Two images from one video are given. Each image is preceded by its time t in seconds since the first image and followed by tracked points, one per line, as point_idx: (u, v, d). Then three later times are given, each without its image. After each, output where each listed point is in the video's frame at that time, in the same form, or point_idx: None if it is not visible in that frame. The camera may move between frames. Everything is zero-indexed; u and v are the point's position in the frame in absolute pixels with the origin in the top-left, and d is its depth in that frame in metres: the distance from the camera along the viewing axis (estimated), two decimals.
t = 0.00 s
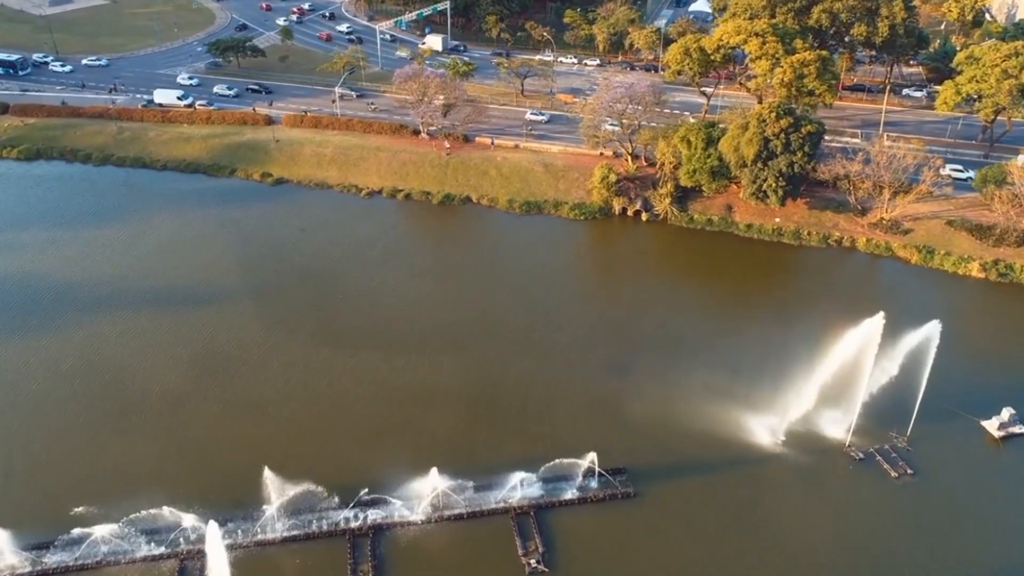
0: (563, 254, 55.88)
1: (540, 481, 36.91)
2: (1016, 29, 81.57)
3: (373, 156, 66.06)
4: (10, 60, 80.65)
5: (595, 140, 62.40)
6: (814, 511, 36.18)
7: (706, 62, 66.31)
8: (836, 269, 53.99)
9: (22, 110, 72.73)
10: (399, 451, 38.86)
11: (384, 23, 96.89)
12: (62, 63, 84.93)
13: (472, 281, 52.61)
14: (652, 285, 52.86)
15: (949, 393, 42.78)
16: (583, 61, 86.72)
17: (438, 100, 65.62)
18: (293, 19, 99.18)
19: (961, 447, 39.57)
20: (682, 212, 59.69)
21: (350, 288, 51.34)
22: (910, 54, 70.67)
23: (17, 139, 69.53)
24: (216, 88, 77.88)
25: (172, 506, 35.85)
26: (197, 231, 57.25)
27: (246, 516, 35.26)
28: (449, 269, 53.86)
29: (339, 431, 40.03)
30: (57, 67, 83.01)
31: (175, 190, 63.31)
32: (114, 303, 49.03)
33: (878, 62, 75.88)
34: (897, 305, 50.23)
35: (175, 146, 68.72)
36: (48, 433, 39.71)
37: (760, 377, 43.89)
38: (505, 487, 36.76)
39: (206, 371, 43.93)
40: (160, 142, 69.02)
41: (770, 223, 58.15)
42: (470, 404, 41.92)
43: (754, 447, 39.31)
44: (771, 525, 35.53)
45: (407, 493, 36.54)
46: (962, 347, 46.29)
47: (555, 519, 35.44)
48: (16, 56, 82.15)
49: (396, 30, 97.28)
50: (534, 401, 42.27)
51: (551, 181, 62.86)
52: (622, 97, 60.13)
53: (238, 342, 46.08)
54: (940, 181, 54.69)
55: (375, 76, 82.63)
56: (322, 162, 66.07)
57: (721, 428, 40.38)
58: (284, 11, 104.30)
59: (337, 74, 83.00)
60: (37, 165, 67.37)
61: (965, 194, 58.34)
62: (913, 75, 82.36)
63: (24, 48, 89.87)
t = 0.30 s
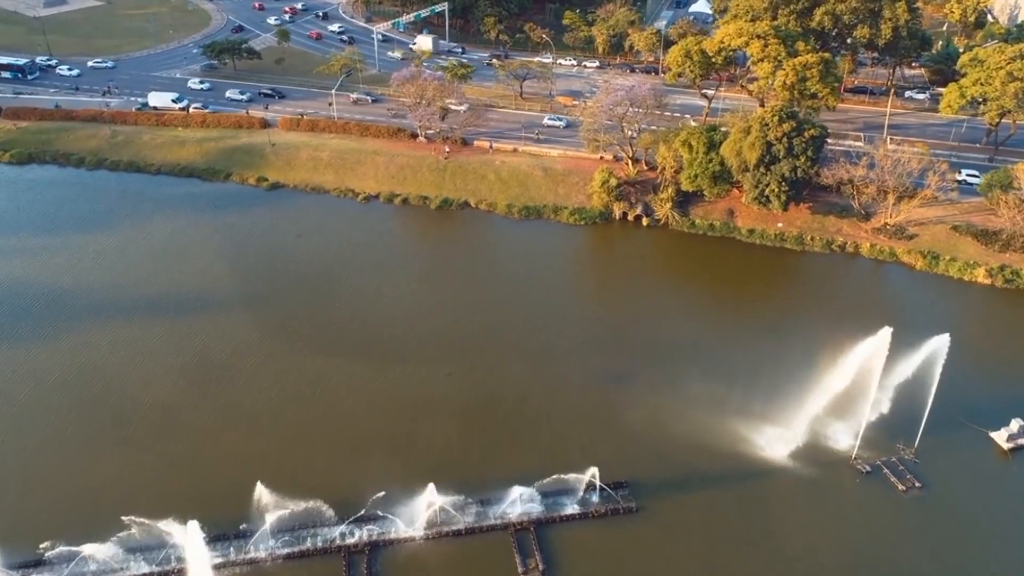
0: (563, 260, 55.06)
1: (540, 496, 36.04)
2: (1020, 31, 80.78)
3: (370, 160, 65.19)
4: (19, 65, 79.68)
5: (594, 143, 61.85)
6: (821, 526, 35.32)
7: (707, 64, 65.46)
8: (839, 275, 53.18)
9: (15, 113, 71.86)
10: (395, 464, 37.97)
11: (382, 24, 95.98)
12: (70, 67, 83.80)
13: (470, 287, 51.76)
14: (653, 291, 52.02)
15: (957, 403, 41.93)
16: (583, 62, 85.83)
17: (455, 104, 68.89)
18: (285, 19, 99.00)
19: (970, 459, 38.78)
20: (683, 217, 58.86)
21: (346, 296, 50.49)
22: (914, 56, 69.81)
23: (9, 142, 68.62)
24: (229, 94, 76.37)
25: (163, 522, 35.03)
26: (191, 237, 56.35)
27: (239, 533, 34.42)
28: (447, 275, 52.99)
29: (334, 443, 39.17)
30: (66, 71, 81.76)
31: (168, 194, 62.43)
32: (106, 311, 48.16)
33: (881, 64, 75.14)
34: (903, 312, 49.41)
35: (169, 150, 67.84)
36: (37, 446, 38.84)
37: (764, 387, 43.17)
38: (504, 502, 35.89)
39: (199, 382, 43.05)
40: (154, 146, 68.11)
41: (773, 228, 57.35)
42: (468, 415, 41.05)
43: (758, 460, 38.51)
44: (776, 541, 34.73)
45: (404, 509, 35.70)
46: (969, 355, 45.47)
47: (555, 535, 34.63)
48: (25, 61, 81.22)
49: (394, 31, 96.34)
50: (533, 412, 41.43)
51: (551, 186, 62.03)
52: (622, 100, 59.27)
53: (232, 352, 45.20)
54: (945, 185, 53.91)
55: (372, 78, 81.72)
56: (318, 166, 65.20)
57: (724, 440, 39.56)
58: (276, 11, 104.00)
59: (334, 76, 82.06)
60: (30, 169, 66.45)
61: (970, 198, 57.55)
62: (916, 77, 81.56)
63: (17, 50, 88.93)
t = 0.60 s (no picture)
0: (563, 268, 54.22)
1: (540, 514, 35.19)
2: None
3: (368, 165, 64.33)
4: (29, 70, 78.37)
5: (595, 148, 61.05)
6: (828, 543, 34.49)
7: (709, 67, 64.59)
8: (844, 283, 52.37)
9: (9, 118, 71.03)
10: (392, 479, 37.08)
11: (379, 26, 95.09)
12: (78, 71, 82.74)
13: (469, 296, 50.91)
14: (654, 300, 51.17)
15: (966, 415, 41.02)
16: (583, 65, 84.95)
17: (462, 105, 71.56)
18: (277, 18, 99.08)
19: (980, 473, 37.91)
20: (685, 223, 57.98)
21: (342, 304, 49.64)
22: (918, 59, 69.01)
23: (3, 147, 67.75)
24: (243, 99, 75.27)
25: (151, 539, 34.20)
26: (186, 244, 55.46)
27: (231, 551, 33.57)
28: (445, 283, 52.14)
29: (329, 458, 38.30)
30: (74, 75, 80.55)
31: (163, 200, 61.57)
32: (98, 321, 47.28)
33: (884, 67, 74.28)
34: (909, 321, 48.59)
35: (163, 155, 66.95)
36: (25, 460, 37.96)
37: (768, 400, 42.31)
38: (503, 519, 35.05)
39: (192, 393, 42.17)
40: (149, 150, 67.25)
41: (777, 234, 56.52)
42: (467, 428, 40.20)
43: (763, 474, 37.68)
44: (782, 559, 33.88)
45: (401, 526, 34.84)
46: (978, 365, 44.59)
47: (555, 553, 33.80)
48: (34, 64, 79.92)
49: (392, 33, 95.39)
50: (533, 425, 40.58)
51: (551, 191, 61.18)
52: (623, 104, 58.42)
53: (226, 362, 44.33)
54: (951, 191, 53.07)
55: (370, 81, 80.84)
56: (315, 171, 64.35)
57: (729, 455, 38.72)
58: (270, 10, 103.96)
59: (331, 79, 81.15)
60: (23, 174, 65.60)
61: (977, 203, 56.73)
62: (919, 80, 80.76)
63: (11, 53, 88.10)
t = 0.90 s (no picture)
0: (563, 275, 53.41)
1: (542, 531, 34.41)
2: None
3: (366, 170, 63.49)
4: (39, 75, 77.56)
5: (596, 154, 59.72)
6: (837, 561, 33.66)
7: (712, 71, 63.78)
8: (850, 291, 51.58)
9: (2, 122, 70.14)
10: (390, 495, 36.25)
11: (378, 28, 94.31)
12: (87, 75, 81.80)
13: (468, 304, 50.08)
14: (657, 309, 50.36)
15: (977, 427, 40.16)
16: (583, 68, 84.12)
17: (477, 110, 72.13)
18: (271, 18, 99.49)
19: (992, 487, 37.06)
20: (688, 230, 57.16)
21: (339, 313, 48.82)
22: (923, 62, 68.26)
23: None
24: (256, 104, 73.63)
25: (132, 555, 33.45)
26: (180, 251, 54.64)
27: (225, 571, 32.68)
28: (444, 291, 51.32)
29: (326, 474, 37.44)
30: (84, 80, 79.47)
31: (158, 206, 60.75)
32: (90, 331, 46.44)
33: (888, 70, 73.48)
34: (916, 330, 47.79)
35: (158, 160, 66.11)
36: (14, 476, 37.10)
37: (774, 412, 41.51)
38: (504, 537, 34.24)
39: (186, 406, 41.35)
40: (144, 155, 66.39)
41: (780, 241, 55.73)
42: (466, 442, 39.39)
43: (770, 490, 36.86)
44: None
45: (400, 544, 34.02)
46: (987, 376, 43.77)
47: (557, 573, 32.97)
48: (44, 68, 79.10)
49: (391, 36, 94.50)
50: (534, 438, 39.73)
51: (551, 197, 60.36)
52: (624, 109, 57.59)
53: (221, 374, 43.49)
54: (959, 197, 52.27)
55: (368, 85, 80.00)
56: (312, 176, 63.49)
57: (734, 469, 37.92)
58: (264, 10, 104.23)
59: (329, 82, 80.27)
60: (16, 180, 64.74)
61: (984, 209, 55.94)
62: (923, 83, 79.99)
63: (6, 56, 87.23)
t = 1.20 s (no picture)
0: (565, 283, 52.57)
1: (544, 550, 33.71)
2: None
3: (364, 175, 62.65)
4: (49, 79, 76.30)
5: (598, 158, 58.92)
6: None
7: (715, 75, 62.90)
8: (856, 299, 50.76)
9: None
10: (388, 513, 35.41)
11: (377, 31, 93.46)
12: (96, 79, 80.80)
13: (468, 313, 49.23)
14: (660, 317, 49.50)
15: (989, 439, 39.25)
16: (584, 71, 83.29)
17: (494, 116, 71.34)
18: (265, 18, 99.52)
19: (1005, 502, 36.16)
20: (691, 236, 56.34)
21: (337, 323, 47.97)
22: (928, 65, 67.44)
23: None
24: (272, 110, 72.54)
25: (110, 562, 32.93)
26: (175, 259, 53.79)
27: None
28: (443, 299, 50.51)
29: (323, 489, 36.59)
30: (95, 84, 78.08)
31: (153, 211, 59.91)
32: (82, 341, 45.59)
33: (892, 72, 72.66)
34: (924, 339, 46.96)
35: (153, 164, 65.27)
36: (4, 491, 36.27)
37: (781, 425, 40.67)
38: (506, 556, 33.47)
39: (180, 418, 40.52)
40: (140, 160, 65.53)
41: (785, 247, 54.91)
42: (465, 456, 38.56)
43: (777, 505, 36.00)
44: None
45: (398, 564, 33.19)
46: (997, 387, 42.94)
47: None
48: (56, 73, 77.87)
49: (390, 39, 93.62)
50: (535, 452, 38.86)
51: (552, 203, 59.54)
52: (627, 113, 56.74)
53: (216, 384, 42.69)
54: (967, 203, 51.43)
55: (367, 88, 79.18)
56: (310, 181, 62.63)
57: (740, 484, 37.10)
58: (258, 10, 104.21)
59: (327, 85, 79.40)
60: (10, 185, 63.88)
61: (991, 214, 55.10)
62: (927, 85, 79.16)
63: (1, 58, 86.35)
